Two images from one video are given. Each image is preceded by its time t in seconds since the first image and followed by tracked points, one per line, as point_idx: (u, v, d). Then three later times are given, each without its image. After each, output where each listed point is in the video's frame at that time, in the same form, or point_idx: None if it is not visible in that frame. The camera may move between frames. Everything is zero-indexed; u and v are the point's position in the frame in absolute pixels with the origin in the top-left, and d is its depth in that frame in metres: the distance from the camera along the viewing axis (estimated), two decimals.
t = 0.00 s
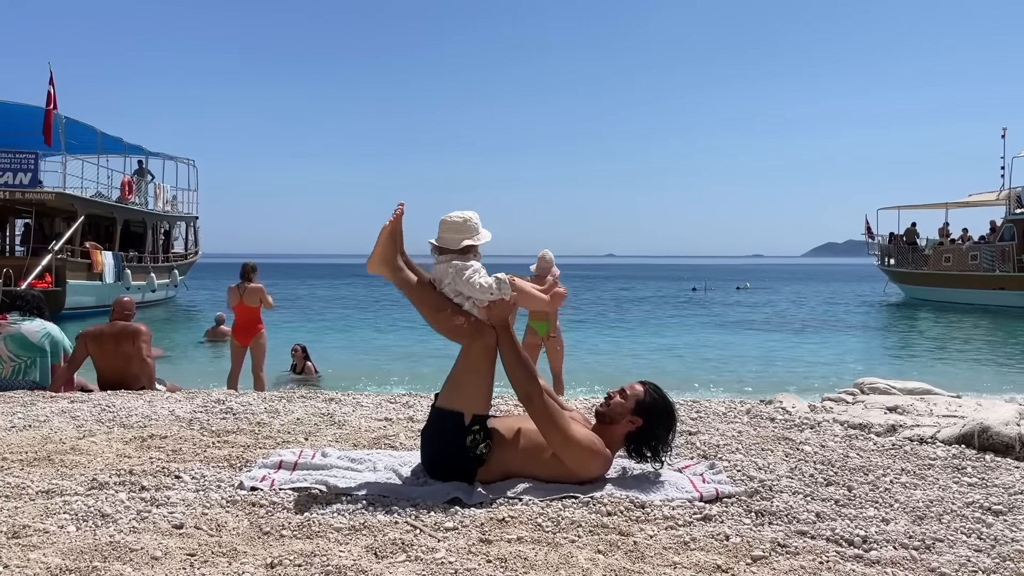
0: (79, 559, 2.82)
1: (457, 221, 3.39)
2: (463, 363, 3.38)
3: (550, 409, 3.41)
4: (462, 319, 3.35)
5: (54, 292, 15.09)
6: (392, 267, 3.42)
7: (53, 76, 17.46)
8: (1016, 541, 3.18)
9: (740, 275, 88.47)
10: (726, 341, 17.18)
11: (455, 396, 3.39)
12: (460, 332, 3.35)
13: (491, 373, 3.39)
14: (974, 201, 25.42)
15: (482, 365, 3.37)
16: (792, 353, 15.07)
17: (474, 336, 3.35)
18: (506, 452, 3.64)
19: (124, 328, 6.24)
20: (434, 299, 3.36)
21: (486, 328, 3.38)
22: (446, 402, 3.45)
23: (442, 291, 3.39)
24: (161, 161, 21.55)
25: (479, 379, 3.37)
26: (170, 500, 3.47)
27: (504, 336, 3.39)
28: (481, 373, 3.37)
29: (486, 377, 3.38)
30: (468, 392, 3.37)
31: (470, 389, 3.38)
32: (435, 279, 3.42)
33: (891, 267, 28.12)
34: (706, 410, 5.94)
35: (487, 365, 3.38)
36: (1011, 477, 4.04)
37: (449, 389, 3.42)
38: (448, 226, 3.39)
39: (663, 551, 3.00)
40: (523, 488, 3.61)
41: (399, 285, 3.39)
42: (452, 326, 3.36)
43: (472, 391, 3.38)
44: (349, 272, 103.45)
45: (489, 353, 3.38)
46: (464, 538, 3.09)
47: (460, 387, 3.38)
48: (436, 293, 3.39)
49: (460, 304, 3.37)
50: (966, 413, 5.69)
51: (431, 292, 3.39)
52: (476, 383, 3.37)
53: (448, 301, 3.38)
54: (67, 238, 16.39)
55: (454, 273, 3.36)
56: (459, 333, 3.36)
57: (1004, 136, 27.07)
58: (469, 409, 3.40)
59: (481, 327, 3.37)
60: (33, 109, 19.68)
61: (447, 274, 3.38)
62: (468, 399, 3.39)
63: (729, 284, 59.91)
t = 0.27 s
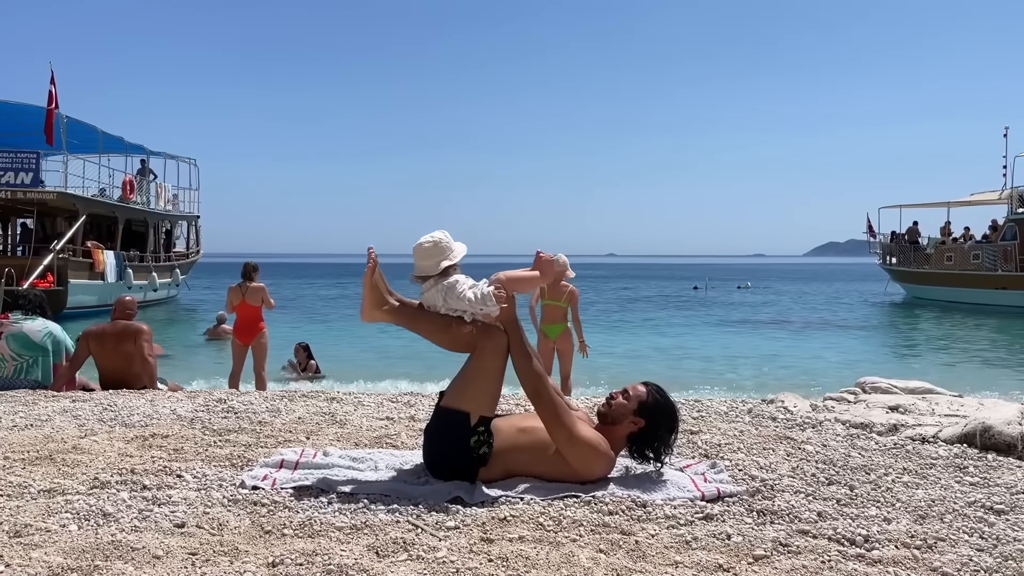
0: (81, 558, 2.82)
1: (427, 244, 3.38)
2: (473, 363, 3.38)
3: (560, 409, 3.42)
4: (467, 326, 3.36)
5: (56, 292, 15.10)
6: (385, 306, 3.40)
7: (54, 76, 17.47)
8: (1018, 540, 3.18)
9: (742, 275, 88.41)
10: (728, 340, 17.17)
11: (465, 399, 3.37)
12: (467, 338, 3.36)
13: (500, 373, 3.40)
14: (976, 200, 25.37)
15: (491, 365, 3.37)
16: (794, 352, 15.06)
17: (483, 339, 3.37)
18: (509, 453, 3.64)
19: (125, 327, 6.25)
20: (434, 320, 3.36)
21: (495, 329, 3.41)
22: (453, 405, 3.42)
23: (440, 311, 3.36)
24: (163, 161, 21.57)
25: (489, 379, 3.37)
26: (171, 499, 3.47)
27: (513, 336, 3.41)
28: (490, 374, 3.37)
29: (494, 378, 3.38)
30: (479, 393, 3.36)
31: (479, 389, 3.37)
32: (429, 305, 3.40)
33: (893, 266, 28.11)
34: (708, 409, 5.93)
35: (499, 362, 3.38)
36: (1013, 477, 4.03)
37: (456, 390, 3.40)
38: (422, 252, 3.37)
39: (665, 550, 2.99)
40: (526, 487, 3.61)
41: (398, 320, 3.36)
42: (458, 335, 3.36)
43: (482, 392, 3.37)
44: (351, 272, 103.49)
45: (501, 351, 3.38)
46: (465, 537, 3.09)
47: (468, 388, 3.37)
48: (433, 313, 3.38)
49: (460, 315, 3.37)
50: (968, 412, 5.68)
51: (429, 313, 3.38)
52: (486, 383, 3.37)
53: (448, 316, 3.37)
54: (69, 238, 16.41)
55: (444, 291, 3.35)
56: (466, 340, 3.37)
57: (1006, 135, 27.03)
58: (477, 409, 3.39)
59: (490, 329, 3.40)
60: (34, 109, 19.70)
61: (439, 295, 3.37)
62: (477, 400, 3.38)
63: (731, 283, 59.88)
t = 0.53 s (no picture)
0: (82, 556, 2.82)
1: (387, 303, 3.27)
2: (476, 365, 3.38)
3: (564, 405, 3.42)
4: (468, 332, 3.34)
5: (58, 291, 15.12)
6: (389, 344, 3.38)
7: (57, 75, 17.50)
8: (1020, 540, 3.17)
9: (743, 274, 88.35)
10: (730, 339, 17.16)
11: (470, 400, 3.38)
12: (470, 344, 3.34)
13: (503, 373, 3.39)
14: (979, 199, 25.30)
15: (496, 365, 3.37)
16: (796, 351, 15.06)
17: (486, 341, 3.36)
18: (511, 452, 3.64)
19: (127, 327, 6.25)
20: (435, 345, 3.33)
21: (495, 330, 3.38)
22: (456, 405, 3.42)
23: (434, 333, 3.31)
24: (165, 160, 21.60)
25: (493, 379, 3.37)
26: (173, 498, 3.48)
27: (515, 335, 3.40)
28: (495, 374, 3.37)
29: (499, 377, 3.38)
30: (483, 393, 3.37)
31: (484, 389, 3.37)
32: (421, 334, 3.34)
33: (895, 265, 28.08)
34: (709, 408, 5.93)
35: (502, 362, 3.38)
36: (1015, 476, 4.02)
37: (460, 391, 3.40)
38: (386, 313, 3.26)
39: (666, 549, 2.99)
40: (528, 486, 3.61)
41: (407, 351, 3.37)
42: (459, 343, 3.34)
43: (487, 393, 3.37)
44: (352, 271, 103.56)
45: (504, 350, 3.38)
46: (467, 536, 3.09)
47: (473, 390, 3.37)
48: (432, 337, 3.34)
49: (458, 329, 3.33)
50: (970, 411, 5.67)
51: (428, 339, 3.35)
52: (490, 383, 3.37)
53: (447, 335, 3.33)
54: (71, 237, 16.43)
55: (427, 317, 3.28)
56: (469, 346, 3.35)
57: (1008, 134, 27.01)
58: (481, 409, 3.40)
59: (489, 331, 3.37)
60: (37, 108, 19.73)
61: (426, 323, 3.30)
62: (480, 400, 3.38)
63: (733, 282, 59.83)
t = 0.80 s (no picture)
0: (84, 555, 2.83)
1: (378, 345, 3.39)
2: (474, 367, 3.38)
3: (563, 404, 3.41)
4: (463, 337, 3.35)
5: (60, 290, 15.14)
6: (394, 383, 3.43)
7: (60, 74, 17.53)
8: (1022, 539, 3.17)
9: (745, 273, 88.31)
10: (732, 339, 17.15)
11: (470, 402, 3.38)
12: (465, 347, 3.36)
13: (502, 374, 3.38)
14: (981, 197, 25.26)
15: (494, 365, 3.36)
16: (798, 350, 15.04)
17: (482, 342, 3.37)
18: (512, 450, 3.65)
19: (130, 325, 6.25)
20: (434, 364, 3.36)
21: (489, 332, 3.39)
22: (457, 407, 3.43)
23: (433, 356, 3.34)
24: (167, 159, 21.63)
25: (492, 379, 3.36)
26: (175, 497, 3.48)
27: (511, 335, 3.41)
28: (493, 374, 3.36)
29: (498, 378, 3.37)
30: (482, 394, 3.37)
31: (483, 390, 3.37)
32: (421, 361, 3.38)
33: (897, 264, 28.06)
34: (711, 407, 5.93)
35: (501, 361, 3.37)
36: (1017, 475, 4.02)
37: (460, 393, 3.40)
38: (380, 357, 3.38)
39: (667, 548, 2.99)
40: (528, 485, 3.62)
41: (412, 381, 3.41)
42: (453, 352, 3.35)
43: (485, 393, 3.37)
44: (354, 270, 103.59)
45: (502, 349, 3.37)
46: (468, 535, 3.09)
47: (472, 391, 3.37)
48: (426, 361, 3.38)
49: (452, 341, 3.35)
50: (972, 410, 5.67)
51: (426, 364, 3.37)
52: (488, 384, 3.36)
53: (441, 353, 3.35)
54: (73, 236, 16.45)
55: (419, 342, 3.32)
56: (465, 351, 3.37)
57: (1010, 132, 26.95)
58: (481, 409, 3.40)
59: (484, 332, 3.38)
60: (40, 107, 19.76)
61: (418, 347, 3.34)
62: (479, 399, 3.38)
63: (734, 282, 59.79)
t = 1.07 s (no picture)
0: (86, 553, 2.83)
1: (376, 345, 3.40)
2: (473, 366, 3.38)
3: (563, 403, 3.41)
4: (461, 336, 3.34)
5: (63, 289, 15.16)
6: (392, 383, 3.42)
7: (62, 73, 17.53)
8: None
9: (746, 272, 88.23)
10: (734, 337, 17.13)
11: (469, 401, 3.39)
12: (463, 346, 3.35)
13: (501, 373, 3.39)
14: (984, 195, 25.21)
15: (492, 365, 3.36)
16: (800, 349, 15.03)
17: (480, 342, 3.36)
18: (513, 448, 3.64)
19: (132, 324, 6.26)
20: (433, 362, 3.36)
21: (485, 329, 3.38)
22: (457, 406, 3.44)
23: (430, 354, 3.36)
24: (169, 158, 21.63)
25: (491, 379, 3.36)
26: (177, 495, 3.49)
27: (511, 335, 3.40)
28: (492, 374, 3.36)
29: (496, 378, 3.37)
30: (481, 394, 3.37)
31: (482, 389, 3.38)
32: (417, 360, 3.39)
33: (900, 262, 28.01)
34: (713, 406, 5.92)
35: (499, 360, 3.36)
36: (1019, 474, 4.02)
37: (459, 392, 3.41)
38: (380, 358, 3.38)
39: (669, 547, 2.99)
40: (529, 483, 3.61)
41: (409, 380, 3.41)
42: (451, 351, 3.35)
43: (484, 392, 3.38)
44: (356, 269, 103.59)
45: (499, 347, 3.37)
46: (470, 533, 3.09)
47: (472, 390, 3.38)
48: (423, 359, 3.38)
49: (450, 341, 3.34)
50: (974, 409, 5.66)
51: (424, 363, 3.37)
52: (486, 381, 3.36)
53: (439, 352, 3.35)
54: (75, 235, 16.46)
55: (417, 342, 3.33)
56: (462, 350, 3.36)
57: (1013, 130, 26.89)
58: (481, 408, 3.41)
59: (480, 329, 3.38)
60: (42, 106, 19.77)
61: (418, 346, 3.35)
62: (478, 396, 3.38)
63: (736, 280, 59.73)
